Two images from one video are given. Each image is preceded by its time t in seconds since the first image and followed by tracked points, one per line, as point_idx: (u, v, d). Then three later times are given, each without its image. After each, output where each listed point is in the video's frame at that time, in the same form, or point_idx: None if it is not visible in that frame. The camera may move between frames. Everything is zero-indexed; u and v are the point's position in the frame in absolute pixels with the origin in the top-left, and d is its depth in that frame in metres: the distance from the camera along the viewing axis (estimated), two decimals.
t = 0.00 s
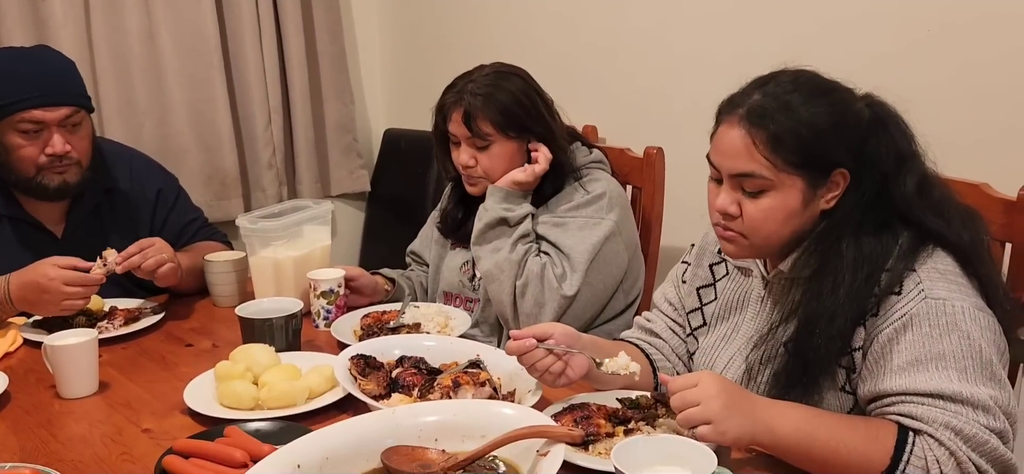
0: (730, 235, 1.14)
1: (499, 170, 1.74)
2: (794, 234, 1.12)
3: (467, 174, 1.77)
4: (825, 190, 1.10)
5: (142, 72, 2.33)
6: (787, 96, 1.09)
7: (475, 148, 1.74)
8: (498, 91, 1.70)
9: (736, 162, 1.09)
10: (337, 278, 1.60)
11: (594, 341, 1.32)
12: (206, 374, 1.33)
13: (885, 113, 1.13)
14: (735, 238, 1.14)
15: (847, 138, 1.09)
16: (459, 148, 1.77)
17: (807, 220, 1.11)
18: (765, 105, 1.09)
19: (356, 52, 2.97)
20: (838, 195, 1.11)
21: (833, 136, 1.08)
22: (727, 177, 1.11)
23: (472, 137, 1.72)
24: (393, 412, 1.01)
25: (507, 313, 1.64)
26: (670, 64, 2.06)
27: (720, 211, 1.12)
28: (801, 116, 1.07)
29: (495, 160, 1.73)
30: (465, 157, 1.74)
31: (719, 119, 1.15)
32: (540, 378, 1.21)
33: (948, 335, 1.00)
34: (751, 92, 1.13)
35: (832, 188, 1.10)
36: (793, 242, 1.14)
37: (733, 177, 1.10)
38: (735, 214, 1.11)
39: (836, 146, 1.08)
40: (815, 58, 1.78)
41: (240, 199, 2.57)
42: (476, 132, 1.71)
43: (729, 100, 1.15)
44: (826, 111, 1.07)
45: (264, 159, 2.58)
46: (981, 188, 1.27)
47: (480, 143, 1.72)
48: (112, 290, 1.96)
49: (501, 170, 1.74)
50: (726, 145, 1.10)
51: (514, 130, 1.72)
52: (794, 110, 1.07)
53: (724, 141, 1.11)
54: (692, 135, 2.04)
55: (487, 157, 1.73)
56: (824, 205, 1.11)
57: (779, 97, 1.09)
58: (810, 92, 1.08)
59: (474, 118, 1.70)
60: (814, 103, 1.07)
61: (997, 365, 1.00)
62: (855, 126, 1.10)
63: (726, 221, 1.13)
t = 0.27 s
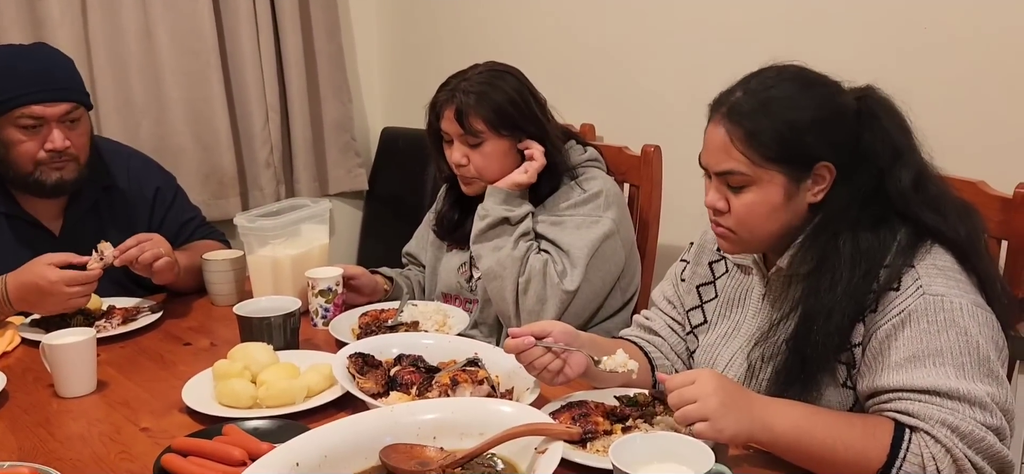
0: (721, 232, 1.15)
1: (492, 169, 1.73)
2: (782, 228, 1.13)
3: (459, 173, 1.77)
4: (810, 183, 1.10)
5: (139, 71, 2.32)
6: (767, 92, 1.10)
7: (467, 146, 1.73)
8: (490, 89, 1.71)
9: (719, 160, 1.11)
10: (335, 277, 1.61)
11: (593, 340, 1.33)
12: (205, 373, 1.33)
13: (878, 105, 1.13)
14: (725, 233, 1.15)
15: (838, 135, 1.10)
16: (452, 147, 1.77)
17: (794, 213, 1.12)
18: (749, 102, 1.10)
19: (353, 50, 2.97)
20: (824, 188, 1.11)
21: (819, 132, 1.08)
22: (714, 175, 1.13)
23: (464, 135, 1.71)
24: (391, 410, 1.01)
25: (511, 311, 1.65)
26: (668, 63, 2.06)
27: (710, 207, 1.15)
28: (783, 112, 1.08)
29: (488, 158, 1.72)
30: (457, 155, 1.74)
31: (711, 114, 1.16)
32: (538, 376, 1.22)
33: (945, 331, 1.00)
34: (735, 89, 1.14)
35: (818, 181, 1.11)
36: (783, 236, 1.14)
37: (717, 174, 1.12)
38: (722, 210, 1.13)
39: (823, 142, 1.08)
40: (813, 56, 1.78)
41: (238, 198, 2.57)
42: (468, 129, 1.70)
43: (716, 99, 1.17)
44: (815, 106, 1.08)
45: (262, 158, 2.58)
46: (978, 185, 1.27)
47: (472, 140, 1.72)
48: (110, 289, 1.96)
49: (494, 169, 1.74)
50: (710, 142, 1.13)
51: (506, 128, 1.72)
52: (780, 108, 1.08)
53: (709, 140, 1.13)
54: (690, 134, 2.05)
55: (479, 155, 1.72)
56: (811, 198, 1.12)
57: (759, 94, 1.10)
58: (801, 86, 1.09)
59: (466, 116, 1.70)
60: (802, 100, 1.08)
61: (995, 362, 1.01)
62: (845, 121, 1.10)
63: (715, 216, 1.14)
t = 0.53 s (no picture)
0: (715, 228, 1.16)
1: (489, 166, 1.73)
2: (773, 223, 1.13)
3: (456, 170, 1.75)
4: (801, 177, 1.10)
5: (136, 69, 2.32)
6: (755, 87, 1.10)
7: (465, 141, 1.72)
8: (489, 85, 1.71)
9: (709, 156, 1.12)
10: (334, 275, 1.61)
11: (592, 338, 1.33)
12: (203, 372, 1.33)
13: (867, 99, 1.13)
14: (719, 230, 1.15)
15: (826, 128, 1.10)
16: (449, 144, 1.76)
17: (785, 208, 1.12)
18: (737, 99, 1.11)
19: (351, 49, 2.97)
20: (815, 182, 1.11)
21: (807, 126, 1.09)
22: (705, 172, 1.14)
23: (462, 130, 1.71)
24: (390, 408, 1.01)
25: (506, 311, 1.63)
26: (666, 61, 2.06)
27: (704, 205, 1.15)
28: (767, 108, 1.08)
29: (485, 154, 1.72)
30: (454, 151, 1.73)
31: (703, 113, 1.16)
32: (536, 374, 1.21)
33: (941, 328, 1.00)
34: (726, 87, 1.15)
35: (809, 176, 1.10)
36: (775, 232, 1.14)
37: (708, 171, 1.13)
38: (715, 206, 1.14)
39: (812, 138, 1.09)
40: (811, 54, 1.79)
41: (236, 197, 2.56)
42: (466, 124, 1.70)
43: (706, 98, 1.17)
44: (803, 100, 1.08)
45: (259, 157, 2.57)
46: (976, 183, 1.27)
47: (470, 136, 1.71)
48: (108, 288, 1.96)
49: (491, 165, 1.73)
50: (701, 140, 1.14)
51: (504, 124, 1.72)
52: (766, 105, 1.09)
53: (699, 137, 1.14)
54: (688, 132, 2.05)
55: (477, 151, 1.72)
56: (802, 192, 1.11)
57: (746, 91, 1.11)
58: (791, 82, 1.09)
59: (464, 111, 1.69)
60: (791, 95, 1.08)
61: (990, 358, 1.01)
62: (831, 116, 1.10)
63: (710, 213, 1.15)
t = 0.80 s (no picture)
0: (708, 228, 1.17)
1: (482, 163, 1.73)
2: (762, 220, 1.13)
3: (448, 168, 1.75)
4: (783, 173, 1.11)
5: (135, 69, 2.32)
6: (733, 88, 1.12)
7: (457, 140, 1.72)
8: (481, 82, 1.71)
9: (693, 160, 1.15)
10: (334, 275, 1.61)
11: (595, 338, 1.32)
12: (203, 372, 1.33)
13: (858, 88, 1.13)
14: (713, 230, 1.17)
15: (809, 121, 1.10)
16: (441, 142, 1.75)
17: (771, 204, 1.12)
18: (715, 101, 1.13)
19: (350, 49, 2.97)
20: (800, 177, 1.11)
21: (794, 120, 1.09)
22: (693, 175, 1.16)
23: (454, 128, 1.71)
24: (390, 408, 1.01)
25: (523, 315, 1.61)
26: (666, 60, 2.06)
27: (696, 207, 1.17)
28: (746, 106, 1.10)
29: (478, 152, 1.72)
30: (446, 150, 1.72)
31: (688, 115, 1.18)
32: (540, 374, 1.22)
33: (941, 327, 1.00)
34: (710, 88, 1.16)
35: (792, 171, 1.10)
36: (763, 228, 1.14)
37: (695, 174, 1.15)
38: (705, 207, 1.15)
39: (793, 132, 1.09)
40: (810, 54, 1.79)
41: (235, 198, 2.56)
42: (458, 122, 1.69)
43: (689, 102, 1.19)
44: (787, 96, 1.09)
45: (259, 157, 2.57)
46: (975, 182, 1.27)
47: (462, 134, 1.71)
48: (108, 288, 1.96)
49: (484, 162, 1.73)
50: (686, 145, 1.16)
51: (497, 121, 1.72)
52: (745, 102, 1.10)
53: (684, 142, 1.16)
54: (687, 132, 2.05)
55: (470, 149, 1.72)
56: (788, 188, 1.11)
57: (724, 93, 1.12)
58: (773, 79, 1.10)
59: (456, 108, 1.69)
60: (772, 90, 1.09)
61: (990, 357, 1.01)
62: (812, 110, 1.11)
63: (702, 215, 1.17)
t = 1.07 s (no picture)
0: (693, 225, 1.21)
1: (476, 166, 1.73)
2: (717, 208, 1.16)
3: (443, 172, 1.75)
4: (727, 160, 1.14)
5: (136, 72, 2.32)
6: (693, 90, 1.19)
7: (452, 144, 1.72)
8: (472, 85, 1.71)
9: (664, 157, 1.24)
10: (333, 278, 1.60)
11: (593, 338, 1.33)
12: (203, 375, 1.33)
13: (819, 83, 1.13)
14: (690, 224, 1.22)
15: (767, 113, 1.13)
16: (436, 147, 1.75)
17: (721, 190, 1.15)
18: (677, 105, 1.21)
19: (351, 51, 2.97)
20: (744, 163, 1.13)
21: (758, 117, 1.13)
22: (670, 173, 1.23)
23: (448, 132, 1.71)
24: (389, 411, 1.01)
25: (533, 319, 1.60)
26: (667, 62, 2.06)
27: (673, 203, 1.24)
28: (700, 104, 1.16)
29: (473, 155, 1.72)
30: (441, 154, 1.73)
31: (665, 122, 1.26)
32: (539, 374, 1.24)
33: (921, 319, 1.00)
34: (684, 104, 1.19)
35: (735, 158, 1.14)
36: (727, 217, 1.17)
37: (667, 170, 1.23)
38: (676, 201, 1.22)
39: (742, 122, 1.13)
40: (811, 56, 1.79)
41: (236, 200, 2.56)
42: (451, 126, 1.70)
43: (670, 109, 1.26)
44: (752, 94, 1.14)
45: (259, 159, 2.57)
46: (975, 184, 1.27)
47: (456, 138, 1.71)
48: (108, 290, 1.96)
49: (478, 165, 1.73)
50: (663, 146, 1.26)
51: (490, 123, 1.72)
52: (698, 101, 1.17)
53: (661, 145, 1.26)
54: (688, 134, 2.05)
55: (464, 152, 1.72)
56: (734, 176, 1.14)
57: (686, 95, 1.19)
58: (727, 77, 1.16)
59: (448, 113, 1.69)
60: (721, 88, 1.15)
61: (972, 346, 1.00)
62: (763, 101, 1.13)
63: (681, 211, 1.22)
